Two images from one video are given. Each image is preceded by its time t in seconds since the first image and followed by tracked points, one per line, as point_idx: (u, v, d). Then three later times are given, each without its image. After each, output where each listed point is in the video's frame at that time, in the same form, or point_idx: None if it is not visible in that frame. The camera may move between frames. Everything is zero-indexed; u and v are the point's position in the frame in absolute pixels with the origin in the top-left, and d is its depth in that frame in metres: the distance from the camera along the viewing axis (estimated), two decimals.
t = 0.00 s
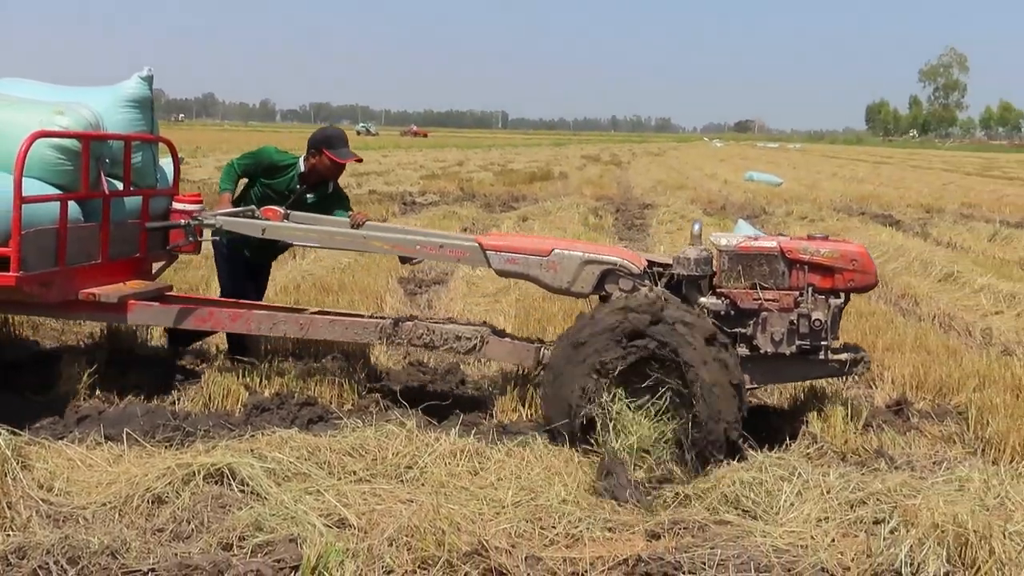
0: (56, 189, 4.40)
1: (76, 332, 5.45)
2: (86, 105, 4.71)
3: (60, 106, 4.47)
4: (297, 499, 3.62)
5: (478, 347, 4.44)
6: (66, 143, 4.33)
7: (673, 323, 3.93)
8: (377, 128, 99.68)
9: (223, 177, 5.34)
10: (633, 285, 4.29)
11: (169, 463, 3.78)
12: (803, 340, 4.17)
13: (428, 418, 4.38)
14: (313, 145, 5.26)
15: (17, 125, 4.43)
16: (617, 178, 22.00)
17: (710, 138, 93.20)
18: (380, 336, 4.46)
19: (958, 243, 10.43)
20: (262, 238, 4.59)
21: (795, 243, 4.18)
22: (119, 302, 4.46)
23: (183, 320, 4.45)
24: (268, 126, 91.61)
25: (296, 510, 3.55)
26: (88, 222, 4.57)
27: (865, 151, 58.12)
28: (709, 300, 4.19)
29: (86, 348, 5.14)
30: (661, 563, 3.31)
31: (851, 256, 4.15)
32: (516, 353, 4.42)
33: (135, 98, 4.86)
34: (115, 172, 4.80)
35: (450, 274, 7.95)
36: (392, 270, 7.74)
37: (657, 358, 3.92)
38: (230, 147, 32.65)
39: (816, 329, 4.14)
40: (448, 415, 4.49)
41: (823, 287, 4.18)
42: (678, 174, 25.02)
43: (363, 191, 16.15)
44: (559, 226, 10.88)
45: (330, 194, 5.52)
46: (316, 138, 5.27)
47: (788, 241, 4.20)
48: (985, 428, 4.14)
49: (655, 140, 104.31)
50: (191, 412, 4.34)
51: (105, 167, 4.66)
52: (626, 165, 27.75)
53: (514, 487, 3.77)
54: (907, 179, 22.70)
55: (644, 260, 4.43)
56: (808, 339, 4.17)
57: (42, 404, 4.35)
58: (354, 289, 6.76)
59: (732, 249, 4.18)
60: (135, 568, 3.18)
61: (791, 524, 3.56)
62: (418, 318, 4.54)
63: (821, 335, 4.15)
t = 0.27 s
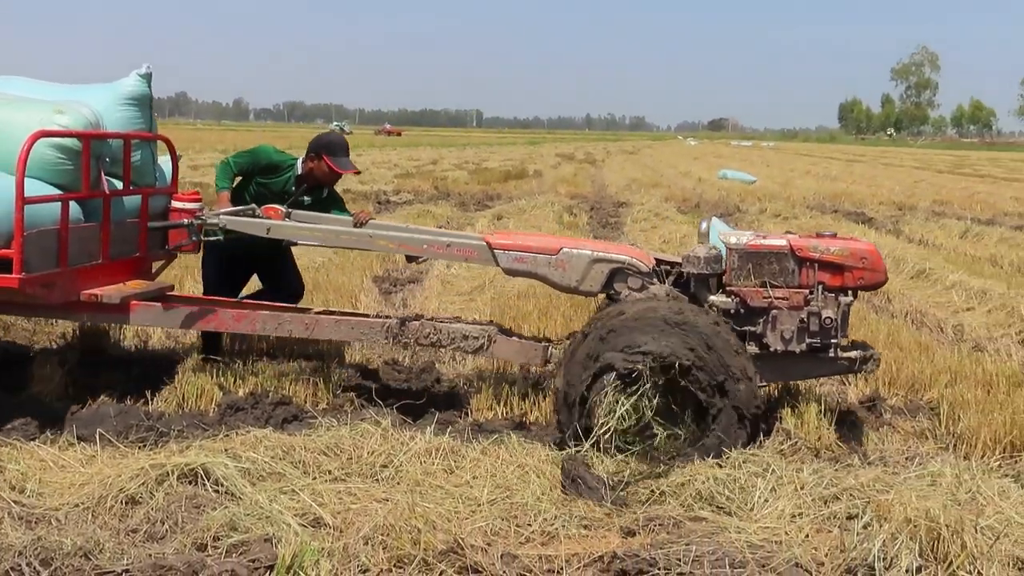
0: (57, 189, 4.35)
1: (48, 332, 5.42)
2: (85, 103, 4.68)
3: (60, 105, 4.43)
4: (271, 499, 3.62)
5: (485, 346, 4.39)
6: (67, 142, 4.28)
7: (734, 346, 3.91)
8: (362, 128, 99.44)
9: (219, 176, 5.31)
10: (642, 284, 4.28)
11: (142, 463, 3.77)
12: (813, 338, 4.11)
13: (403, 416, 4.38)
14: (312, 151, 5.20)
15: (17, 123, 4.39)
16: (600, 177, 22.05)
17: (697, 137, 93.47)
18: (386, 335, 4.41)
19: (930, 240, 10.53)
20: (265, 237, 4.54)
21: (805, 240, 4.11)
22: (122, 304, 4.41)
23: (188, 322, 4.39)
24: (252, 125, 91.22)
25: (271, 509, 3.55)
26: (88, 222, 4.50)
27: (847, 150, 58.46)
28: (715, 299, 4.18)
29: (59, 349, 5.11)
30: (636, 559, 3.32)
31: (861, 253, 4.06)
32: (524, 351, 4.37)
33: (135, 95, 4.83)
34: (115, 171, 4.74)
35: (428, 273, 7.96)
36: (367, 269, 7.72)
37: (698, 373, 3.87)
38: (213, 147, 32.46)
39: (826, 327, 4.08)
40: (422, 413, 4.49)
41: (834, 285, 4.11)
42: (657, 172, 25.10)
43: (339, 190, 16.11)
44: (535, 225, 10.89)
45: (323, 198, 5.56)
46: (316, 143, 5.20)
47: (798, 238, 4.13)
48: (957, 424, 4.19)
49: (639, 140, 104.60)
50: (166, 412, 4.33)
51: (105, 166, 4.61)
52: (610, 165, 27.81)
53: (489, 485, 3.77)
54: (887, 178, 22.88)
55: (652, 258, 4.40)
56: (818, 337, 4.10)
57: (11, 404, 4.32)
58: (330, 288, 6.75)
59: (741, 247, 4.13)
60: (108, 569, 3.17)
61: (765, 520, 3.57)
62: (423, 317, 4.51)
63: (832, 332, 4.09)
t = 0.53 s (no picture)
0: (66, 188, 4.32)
1: (21, 330, 5.37)
2: (93, 101, 4.60)
3: (69, 104, 4.36)
4: (247, 496, 3.61)
5: (501, 345, 4.39)
6: (77, 141, 4.25)
7: (778, 394, 3.97)
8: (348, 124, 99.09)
9: (227, 179, 5.14)
10: (660, 282, 4.33)
11: (116, 461, 3.75)
12: (832, 333, 4.20)
13: (379, 413, 4.37)
14: (319, 154, 5.19)
15: (23, 122, 4.33)
16: (583, 173, 22.05)
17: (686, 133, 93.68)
18: (401, 334, 4.42)
19: (904, 235, 10.60)
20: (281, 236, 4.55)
21: (824, 237, 4.20)
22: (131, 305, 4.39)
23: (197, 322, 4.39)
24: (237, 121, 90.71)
25: (246, 506, 3.54)
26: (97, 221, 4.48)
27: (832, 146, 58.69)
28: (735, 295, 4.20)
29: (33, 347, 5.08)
30: (612, 554, 3.32)
31: (879, 249, 4.20)
32: (540, 349, 4.37)
33: (144, 92, 4.73)
34: (123, 169, 4.71)
35: (406, 269, 7.95)
36: (343, 266, 7.70)
37: (733, 400, 3.91)
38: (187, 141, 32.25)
39: (844, 322, 4.18)
40: (398, 409, 4.48)
41: (851, 281, 4.21)
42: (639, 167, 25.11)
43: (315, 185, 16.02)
44: (512, 221, 10.88)
45: (334, 205, 5.48)
46: (320, 147, 5.20)
47: (816, 235, 4.23)
48: (929, 419, 4.25)
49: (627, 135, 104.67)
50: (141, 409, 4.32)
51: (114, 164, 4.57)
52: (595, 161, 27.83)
53: (465, 482, 3.77)
54: (870, 173, 23.03)
55: (670, 255, 4.44)
56: (837, 332, 4.20)
57: None
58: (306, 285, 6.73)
59: (761, 244, 4.20)
60: (82, 568, 3.15)
61: (740, 515, 3.59)
62: (438, 318, 4.51)
63: (850, 329, 4.20)
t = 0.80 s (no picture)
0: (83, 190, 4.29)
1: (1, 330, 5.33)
2: (107, 100, 4.62)
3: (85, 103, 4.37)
4: (228, 497, 3.60)
5: (524, 345, 4.35)
6: (93, 142, 4.22)
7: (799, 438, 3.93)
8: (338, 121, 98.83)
9: (237, 179, 5.09)
10: (684, 279, 4.29)
11: (97, 462, 3.73)
12: (857, 330, 4.15)
13: (361, 412, 4.36)
14: (329, 142, 5.17)
15: (38, 123, 4.30)
16: (564, 171, 22.09)
17: (678, 130, 93.77)
18: (423, 334, 4.37)
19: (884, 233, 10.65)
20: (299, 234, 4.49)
21: (848, 234, 4.16)
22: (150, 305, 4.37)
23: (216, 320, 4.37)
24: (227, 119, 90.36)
25: (227, 507, 3.53)
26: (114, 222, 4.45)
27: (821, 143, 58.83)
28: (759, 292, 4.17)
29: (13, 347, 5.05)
30: (595, 553, 3.33)
31: (903, 245, 4.14)
32: (563, 349, 4.33)
33: (157, 92, 4.75)
34: (138, 169, 4.68)
35: (389, 267, 7.94)
36: (325, 266, 7.68)
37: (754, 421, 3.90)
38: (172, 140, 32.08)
39: (869, 319, 4.12)
40: (380, 408, 4.47)
41: (876, 277, 4.15)
42: (625, 165, 25.12)
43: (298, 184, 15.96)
44: (494, 220, 10.87)
45: (348, 191, 5.49)
46: (329, 136, 5.18)
47: (841, 231, 4.18)
48: (910, 417, 4.28)
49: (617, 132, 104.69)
50: (123, 412, 4.31)
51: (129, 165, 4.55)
52: (584, 158, 27.84)
53: (447, 481, 3.77)
54: (856, 170, 23.13)
55: (694, 254, 4.40)
56: (862, 328, 4.14)
57: None
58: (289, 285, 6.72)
59: (785, 240, 4.17)
60: (62, 570, 3.13)
61: (722, 512, 3.60)
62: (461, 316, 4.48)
63: (876, 324, 4.14)
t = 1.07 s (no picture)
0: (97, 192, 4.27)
1: None
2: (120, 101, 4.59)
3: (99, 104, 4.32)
4: (204, 498, 3.58)
5: (541, 350, 4.37)
6: (109, 144, 4.19)
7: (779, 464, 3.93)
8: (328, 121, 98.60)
9: (241, 184, 5.08)
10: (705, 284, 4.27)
11: (72, 464, 3.71)
12: (875, 335, 4.18)
13: (338, 413, 4.35)
14: (331, 145, 5.13)
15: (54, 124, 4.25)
16: (547, 172, 22.10)
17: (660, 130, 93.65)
18: (440, 339, 4.38)
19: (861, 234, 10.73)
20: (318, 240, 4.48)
21: (866, 239, 4.19)
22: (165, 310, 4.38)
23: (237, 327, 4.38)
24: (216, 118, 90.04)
25: (203, 508, 3.51)
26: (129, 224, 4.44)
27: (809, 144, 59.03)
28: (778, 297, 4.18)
29: None
30: (572, 553, 3.33)
31: (922, 251, 4.18)
32: (580, 353, 4.35)
33: (169, 93, 4.74)
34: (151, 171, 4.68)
35: (369, 269, 7.94)
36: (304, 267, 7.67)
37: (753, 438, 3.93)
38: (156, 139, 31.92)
39: (888, 323, 4.15)
40: (358, 409, 4.46)
41: (894, 282, 4.18)
42: (610, 165, 25.16)
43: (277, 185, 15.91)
44: (474, 221, 10.88)
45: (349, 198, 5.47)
46: (333, 138, 5.13)
47: (859, 237, 4.22)
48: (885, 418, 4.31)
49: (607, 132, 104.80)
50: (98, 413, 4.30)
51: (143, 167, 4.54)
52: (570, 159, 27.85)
53: (425, 482, 3.77)
54: (837, 172, 23.27)
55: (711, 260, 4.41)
56: (880, 333, 4.17)
57: None
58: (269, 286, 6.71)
59: (804, 246, 4.19)
60: (35, 572, 3.11)
61: (699, 512, 3.60)
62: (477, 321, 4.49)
63: (894, 329, 4.16)
